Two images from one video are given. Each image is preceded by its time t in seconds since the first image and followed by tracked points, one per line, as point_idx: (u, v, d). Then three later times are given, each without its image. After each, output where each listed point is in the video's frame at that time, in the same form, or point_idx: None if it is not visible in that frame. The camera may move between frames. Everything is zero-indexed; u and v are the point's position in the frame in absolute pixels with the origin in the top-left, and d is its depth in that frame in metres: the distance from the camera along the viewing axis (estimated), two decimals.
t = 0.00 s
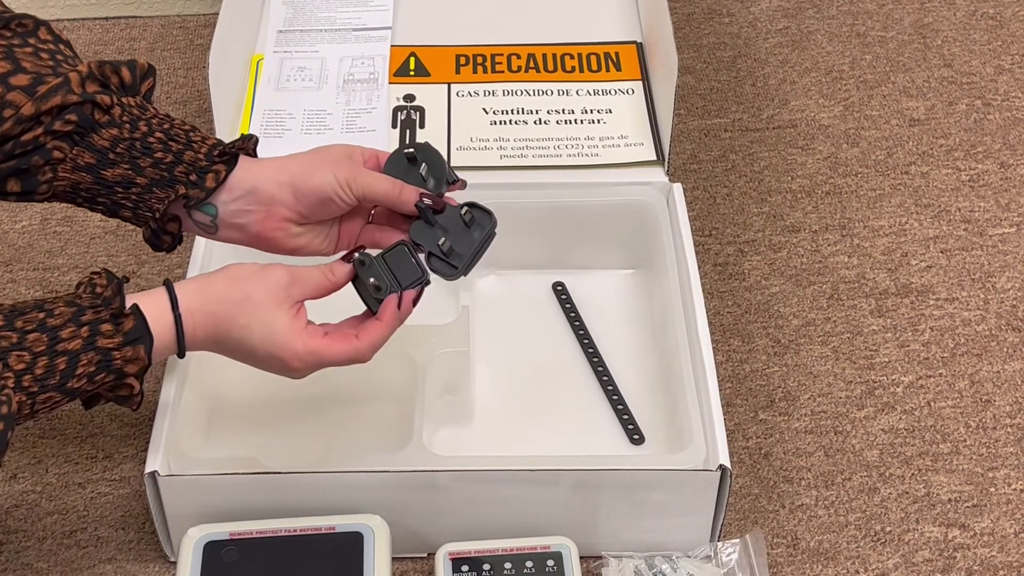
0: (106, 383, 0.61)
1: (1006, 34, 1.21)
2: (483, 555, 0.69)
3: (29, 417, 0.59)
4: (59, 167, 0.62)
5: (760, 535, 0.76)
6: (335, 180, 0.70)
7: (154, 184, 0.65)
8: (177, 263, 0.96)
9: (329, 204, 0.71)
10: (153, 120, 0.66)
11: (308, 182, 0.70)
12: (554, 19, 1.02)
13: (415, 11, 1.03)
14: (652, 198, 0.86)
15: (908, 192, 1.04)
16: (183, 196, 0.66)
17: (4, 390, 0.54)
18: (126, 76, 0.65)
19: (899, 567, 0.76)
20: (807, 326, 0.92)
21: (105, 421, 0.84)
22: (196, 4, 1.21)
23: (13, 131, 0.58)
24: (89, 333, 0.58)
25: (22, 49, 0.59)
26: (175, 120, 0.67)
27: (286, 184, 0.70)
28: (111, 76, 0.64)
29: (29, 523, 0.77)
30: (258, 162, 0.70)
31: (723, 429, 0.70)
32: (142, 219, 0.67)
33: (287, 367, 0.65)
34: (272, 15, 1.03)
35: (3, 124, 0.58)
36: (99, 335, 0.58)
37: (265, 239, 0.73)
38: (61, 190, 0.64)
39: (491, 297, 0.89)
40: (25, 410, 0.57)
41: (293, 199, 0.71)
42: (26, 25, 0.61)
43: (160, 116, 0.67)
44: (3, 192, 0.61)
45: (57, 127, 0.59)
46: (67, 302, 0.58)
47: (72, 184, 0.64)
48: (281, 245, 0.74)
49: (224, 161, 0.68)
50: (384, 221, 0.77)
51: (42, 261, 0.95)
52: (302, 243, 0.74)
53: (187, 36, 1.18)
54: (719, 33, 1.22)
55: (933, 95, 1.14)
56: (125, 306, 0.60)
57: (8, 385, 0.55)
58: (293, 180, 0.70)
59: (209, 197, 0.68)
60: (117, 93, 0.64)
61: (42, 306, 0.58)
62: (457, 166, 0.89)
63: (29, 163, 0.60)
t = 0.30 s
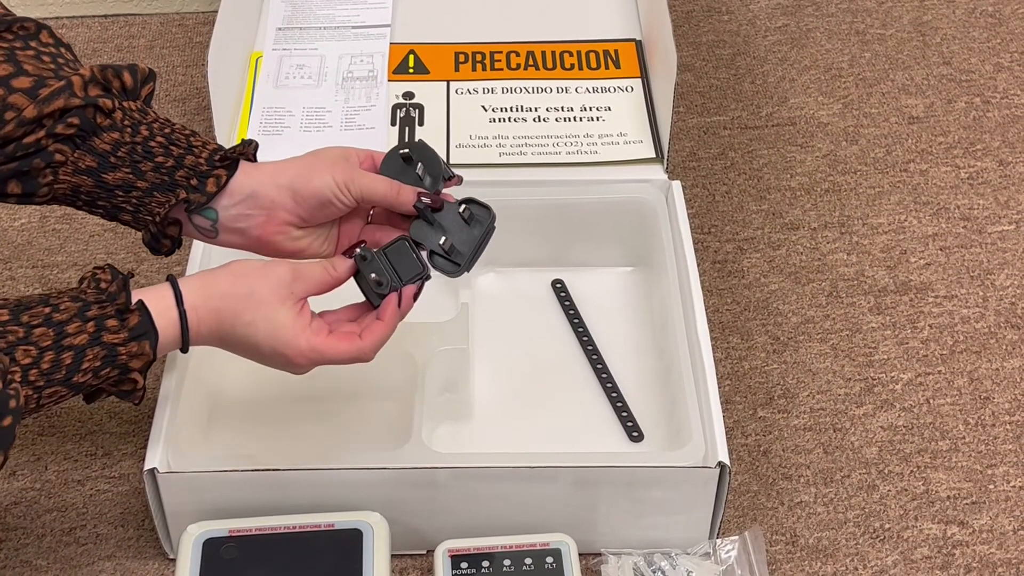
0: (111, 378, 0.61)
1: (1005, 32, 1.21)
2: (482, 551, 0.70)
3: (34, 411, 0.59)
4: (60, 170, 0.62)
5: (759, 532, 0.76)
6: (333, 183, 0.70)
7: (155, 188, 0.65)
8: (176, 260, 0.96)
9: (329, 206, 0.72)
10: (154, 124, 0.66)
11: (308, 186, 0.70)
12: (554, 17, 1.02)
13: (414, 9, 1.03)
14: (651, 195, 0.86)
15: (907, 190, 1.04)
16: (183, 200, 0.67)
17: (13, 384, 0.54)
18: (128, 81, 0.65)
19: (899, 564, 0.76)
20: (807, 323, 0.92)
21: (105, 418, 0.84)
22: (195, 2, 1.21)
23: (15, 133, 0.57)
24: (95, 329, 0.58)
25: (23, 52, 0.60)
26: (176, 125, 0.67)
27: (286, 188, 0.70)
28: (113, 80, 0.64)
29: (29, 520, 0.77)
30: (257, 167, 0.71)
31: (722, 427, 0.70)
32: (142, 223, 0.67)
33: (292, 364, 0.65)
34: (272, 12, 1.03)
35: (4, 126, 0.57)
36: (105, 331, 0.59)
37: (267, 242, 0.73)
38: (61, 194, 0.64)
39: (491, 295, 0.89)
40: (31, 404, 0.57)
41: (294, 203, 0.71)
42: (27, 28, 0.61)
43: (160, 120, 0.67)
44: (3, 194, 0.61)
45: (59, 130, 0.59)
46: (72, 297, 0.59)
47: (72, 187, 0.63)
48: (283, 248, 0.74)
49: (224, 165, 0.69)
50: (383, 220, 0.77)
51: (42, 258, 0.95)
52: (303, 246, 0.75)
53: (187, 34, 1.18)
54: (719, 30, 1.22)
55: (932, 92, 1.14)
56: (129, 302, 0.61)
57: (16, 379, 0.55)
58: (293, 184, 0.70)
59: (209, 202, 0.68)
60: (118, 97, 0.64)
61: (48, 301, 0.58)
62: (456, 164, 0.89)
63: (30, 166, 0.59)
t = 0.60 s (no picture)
0: (117, 374, 0.61)
1: (1004, 30, 1.21)
2: (480, 550, 0.70)
3: (40, 407, 0.59)
4: (61, 166, 0.62)
5: (758, 531, 0.76)
6: (332, 176, 0.70)
7: (156, 184, 0.66)
8: (174, 259, 0.96)
9: (330, 199, 0.72)
10: (155, 120, 0.66)
11: (307, 180, 0.70)
12: (552, 16, 1.02)
13: (413, 7, 1.03)
14: (650, 195, 0.86)
15: (905, 188, 1.04)
16: (184, 196, 0.67)
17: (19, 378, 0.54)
18: (128, 76, 0.65)
19: (896, 562, 0.76)
20: (805, 322, 0.92)
21: (103, 417, 0.84)
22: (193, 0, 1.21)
23: (16, 130, 0.58)
24: (100, 324, 0.58)
25: (24, 48, 0.59)
26: (176, 121, 0.67)
27: (286, 182, 0.70)
28: (114, 77, 0.64)
29: (27, 519, 0.77)
30: (257, 162, 0.70)
31: (720, 424, 0.70)
32: (142, 219, 0.67)
33: (299, 356, 0.65)
34: (270, 11, 1.03)
35: (6, 123, 0.57)
36: (111, 326, 0.59)
37: (268, 238, 0.73)
38: (62, 190, 0.64)
39: (489, 294, 0.89)
40: (38, 399, 0.57)
41: (294, 197, 0.71)
42: (27, 25, 0.61)
43: (161, 116, 0.67)
44: (4, 190, 0.61)
45: (60, 127, 0.59)
46: (77, 293, 0.59)
47: (74, 183, 0.64)
48: (284, 243, 0.74)
49: (226, 161, 0.69)
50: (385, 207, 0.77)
51: (40, 257, 0.95)
52: (305, 240, 0.75)
53: (185, 32, 1.18)
54: (717, 29, 1.22)
55: (930, 91, 1.14)
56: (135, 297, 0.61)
57: (22, 374, 0.55)
58: (292, 179, 0.70)
59: (210, 197, 0.68)
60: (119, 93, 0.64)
61: (54, 297, 0.58)
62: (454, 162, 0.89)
63: (31, 162, 0.60)
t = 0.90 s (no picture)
0: (134, 375, 0.61)
1: (1002, 29, 1.21)
2: (477, 549, 0.69)
3: (57, 408, 0.58)
4: (57, 163, 0.62)
5: (755, 530, 0.76)
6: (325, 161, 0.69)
7: (152, 178, 0.66)
8: (172, 258, 0.96)
9: (326, 184, 0.71)
10: (149, 115, 0.66)
11: (301, 168, 0.70)
12: (550, 15, 1.02)
13: (410, 6, 1.03)
14: (647, 194, 0.86)
15: (903, 188, 1.04)
16: (180, 190, 0.67)
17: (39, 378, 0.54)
18: (121, 72, 0.65)
19: (895, 562, 0.76)
20: (803, 321, 0.92)
21: (101, 416, 0.84)
22: None
23: (11, 128, 0.57)
24: (119, 325, 0.58)
25: (17, 47, 0.60)
26: (170, 115, 0.67)
27: (279, 172, 0.70)
28: (107, 72, 0.64)
29: (24, 519, 0.77)
30: (249, 154, 0.70)
31: (718, 422, 0.70)
32: (140, 215, 0.68)
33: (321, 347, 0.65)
34: (267, 10, 1.02)
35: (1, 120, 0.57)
36: (129, 326, 0.59)
37: (268, 228, 0.73)
38: (59, 187, 0.63)
39: (487, 293, 0.89)
40: (56, 400, 0.57)
41: (289, 186, 0.71)
42: (20, 25, 0.61)
43: (155, 111, 0.67)
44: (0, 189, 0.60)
45: (55, 123, 0.59)
46: (96, 294, 0.58)
47: (70, 181, 0.63)
48: (286, 232, 0.74)
49: (220, 154, 0.69)
50: (383, 183, 0.76)
51: (37, 257, 0.95)
52: (306, 226, 0.74)
53: (182, 32, 1.18)
54: (715, 28, 1.21)
55: (928, 90, 1.13)
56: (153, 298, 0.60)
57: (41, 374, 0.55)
58: (285, 167, 0.70)
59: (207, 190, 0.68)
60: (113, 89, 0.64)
61: (72, 297, 0.58)
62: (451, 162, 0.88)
63: (27, 159, 0.59)
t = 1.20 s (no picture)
0: (143, 374, 0.61)
1: (1001, 28, 1.21)
2: (476, 549, 0.69)
3: (66, 406, 0.58)
4: (57, 158, 0.62)
5: (754, 530, 0.76)
6: (325, 151, 0.69)
7: (152, 173, 0.65)
8: (171, 258, 0.96)
9: (326, 174, 0.71)
10: (149, 109, 0.66)
11: (301, 159, 0.69)
12: (549, 15, 1.02)
13: (409, 5, 1.03)
14: (646, 193, 0.86)
15: (902, 187, 1.04)
16: (179, 184, 0.66)
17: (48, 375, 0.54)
18: (120, 67, 0.64)
19: (894, 561, 0.76)
20: (802, 320, 0.92)
21: (99, 416, 0.84)
22: None
23: (10, 122, 0.58)
24: (128, 323, 0.58)
25: (16, 43, 0.60)
26: (169, 108, 0.67)
27: (279, 163, 0.69)
28: (105, 67, 0.63)
29: (22, 519, 0.76)
30: (249, 147, 0.70)
31: (717, 421, 0.70)
32: (141, 209, 0.67)
33: (331, 341, 0.65)
34: (266, 9, 1.02)
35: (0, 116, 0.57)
36: (138, 325, 0.59)
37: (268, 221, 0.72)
38: (59, 182, 0.64)
39: (485, 293, 0.88)
40: (65, 398, 0.57)
41: (290, 178, 0.70)
42: (18, 21, 0.61)
43: (155, 105, 0.66)
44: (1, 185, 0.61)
45: (54, 118, 0.59)
46: (104, 293, 0.59)
47: (70, 175, 0.63)
48: (286, 224, 0.73)
49: (220, 147, 0.68)
50: (383, 173, 0.76)
51: (36, 256, 0.95)
52: (306, 217, 0.74)
53: (181, 32, 1.18)
54: (714, 27, 1.21)
55: (928, 89, 1.13)
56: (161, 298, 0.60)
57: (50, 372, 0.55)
58: (285, 158, 0.69)
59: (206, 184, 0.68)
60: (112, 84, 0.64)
61: (81, 296, 0.58)
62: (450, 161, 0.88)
63: (27, 154, 0.60)
